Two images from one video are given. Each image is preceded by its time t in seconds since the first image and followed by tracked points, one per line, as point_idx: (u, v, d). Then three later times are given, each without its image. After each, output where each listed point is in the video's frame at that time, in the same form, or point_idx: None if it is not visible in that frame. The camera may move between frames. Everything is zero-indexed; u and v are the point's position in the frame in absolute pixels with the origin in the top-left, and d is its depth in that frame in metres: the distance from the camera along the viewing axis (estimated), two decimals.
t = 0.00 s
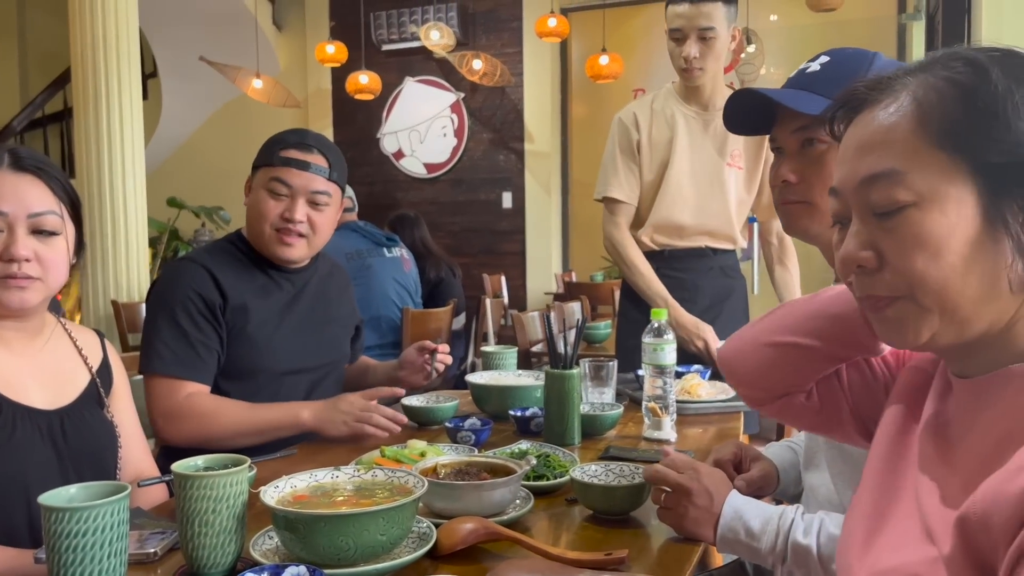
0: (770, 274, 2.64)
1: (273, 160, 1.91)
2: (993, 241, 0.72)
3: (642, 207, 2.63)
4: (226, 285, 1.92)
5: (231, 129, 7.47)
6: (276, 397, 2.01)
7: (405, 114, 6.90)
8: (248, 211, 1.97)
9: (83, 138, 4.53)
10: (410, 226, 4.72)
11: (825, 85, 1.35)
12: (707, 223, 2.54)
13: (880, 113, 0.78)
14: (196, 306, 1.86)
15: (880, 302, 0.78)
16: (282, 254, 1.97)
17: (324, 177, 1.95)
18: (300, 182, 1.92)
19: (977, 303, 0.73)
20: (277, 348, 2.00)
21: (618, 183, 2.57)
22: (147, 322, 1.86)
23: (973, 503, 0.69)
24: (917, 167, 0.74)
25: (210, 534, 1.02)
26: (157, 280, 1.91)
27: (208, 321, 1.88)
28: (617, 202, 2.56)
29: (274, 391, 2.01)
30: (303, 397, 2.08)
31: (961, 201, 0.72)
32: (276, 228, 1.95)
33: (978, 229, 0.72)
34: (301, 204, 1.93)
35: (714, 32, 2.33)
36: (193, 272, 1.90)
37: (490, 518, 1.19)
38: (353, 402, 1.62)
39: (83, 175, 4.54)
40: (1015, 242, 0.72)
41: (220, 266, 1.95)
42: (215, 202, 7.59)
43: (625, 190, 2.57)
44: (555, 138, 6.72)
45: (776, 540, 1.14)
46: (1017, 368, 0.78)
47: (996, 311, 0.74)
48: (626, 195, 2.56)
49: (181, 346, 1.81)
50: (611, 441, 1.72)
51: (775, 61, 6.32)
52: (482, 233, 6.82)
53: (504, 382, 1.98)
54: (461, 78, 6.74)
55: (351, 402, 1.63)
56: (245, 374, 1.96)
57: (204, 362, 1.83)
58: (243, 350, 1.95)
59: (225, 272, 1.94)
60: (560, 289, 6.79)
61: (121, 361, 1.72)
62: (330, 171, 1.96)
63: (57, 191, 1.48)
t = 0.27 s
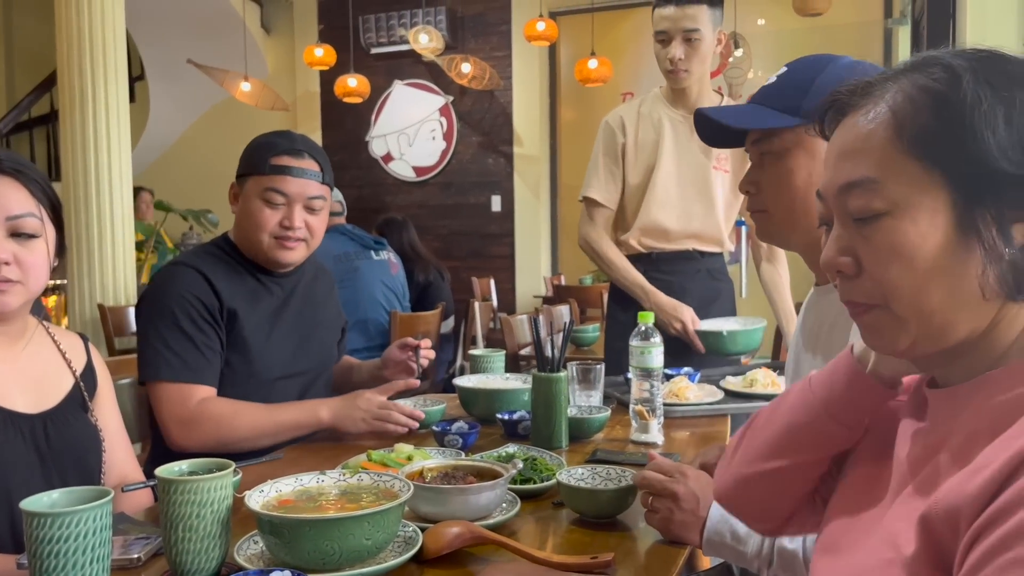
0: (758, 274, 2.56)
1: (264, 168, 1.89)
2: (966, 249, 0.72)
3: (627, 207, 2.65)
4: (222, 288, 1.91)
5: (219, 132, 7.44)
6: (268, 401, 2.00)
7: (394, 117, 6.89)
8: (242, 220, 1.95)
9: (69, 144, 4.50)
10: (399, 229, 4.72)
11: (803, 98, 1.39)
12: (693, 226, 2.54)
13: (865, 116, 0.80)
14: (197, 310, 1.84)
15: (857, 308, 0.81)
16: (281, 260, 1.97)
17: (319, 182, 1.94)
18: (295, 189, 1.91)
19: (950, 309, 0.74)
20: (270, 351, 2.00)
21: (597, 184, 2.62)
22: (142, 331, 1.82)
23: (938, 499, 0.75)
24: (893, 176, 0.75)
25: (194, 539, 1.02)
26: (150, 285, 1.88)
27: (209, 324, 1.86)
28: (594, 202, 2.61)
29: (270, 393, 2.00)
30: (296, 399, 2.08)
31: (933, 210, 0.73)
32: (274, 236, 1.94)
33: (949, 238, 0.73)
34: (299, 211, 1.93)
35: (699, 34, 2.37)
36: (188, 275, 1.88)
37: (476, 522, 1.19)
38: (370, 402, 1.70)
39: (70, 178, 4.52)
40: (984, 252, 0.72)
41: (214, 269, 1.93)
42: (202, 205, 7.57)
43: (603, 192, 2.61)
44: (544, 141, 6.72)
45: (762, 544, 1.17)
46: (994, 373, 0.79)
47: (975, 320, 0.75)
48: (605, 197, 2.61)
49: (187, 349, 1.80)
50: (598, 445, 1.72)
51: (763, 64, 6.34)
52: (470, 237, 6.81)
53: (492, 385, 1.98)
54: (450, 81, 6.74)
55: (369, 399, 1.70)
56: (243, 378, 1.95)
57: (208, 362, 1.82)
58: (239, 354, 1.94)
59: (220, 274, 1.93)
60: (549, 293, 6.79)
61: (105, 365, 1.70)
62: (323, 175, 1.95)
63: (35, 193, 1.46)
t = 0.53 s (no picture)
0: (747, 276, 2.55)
1: (257, 171, 1.87)
2: (934, 255, 0.74)
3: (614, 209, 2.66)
4: (214, 292, 1.90)
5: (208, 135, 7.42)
6: (259, 404, 2.00)
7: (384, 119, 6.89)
8: (234, 223, 1.94)
9: (57, 147, 4.47)
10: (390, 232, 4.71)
11: (781, 104, 1.38)
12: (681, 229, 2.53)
13: (841, 122, 0.82)
14: (190, 313, 1.83)
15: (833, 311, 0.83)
16: (277, 261, 1.97)
17: (310, 184, 1.94)
18: (289, 193, 1.91)
19: (922, 313, 0.76)
20: (261, 354, 2.00)
21: (576, 183, 2.66)
22: (135, 334, 1.81)
23: (918, 504, 0.76)
24: (867, 182, 0.78)
25: (180, 543, 1.01)
26: (140, 288, 1.87)
27: (203, 327, 1.85)
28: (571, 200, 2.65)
29: (261, 396, 2.00)
30: (285, 402, 2.08)
31: (905, 216, 0.75)
32: (270, 239, 1.94)
33: (924, 241, 0.75)
34: (293, 214, 1.93)
35: (689, 34, 2.38)
36: (179, 278, 1.87)
37: (464, 525, 1.19)
38: (371, 406, 1.68)
39: (57, 181, 4.49)
40: (954, 257, 0.74)
41: (203, 272, 1.92)
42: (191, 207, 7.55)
43: (585, 193, 2.66)
44: (535, 144, 6.72)
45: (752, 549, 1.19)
46: (971, 376, 0.80)
47: (949, 324, 0.77)
48: (586, 198, 2.65)
49: (184, 352, 1.79)
50: (587, 448, 1.72)
51: (752, 68, 6.37)
52: (461, 239, 6.81)
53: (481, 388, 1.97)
54: (440, 84, 6.74)
55: (370, 403, 1.68)
56: (235, 380, 1.94)
57: (205, 364, 1.81)
58: (231, 357, 1.94)
59: (210, 277, 1.92)
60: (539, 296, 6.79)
61: (93, 369, 1.69)
62: (313, 177, 1.95)
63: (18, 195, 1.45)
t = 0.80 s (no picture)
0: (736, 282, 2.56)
1: (246, 176, 1.87)
2: (907, 262, 0.75)
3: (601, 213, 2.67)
4: (199, 299, 1.90)
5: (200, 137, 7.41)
6: (249, 410, 1.99)
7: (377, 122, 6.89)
8: (224, 227, 1.93)
9: (47, 149, 4.45)
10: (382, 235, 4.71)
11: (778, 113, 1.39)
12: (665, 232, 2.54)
13: (822, 126, 0.83)
14: (174, 322, 1.83)
15: (811, 313, 0.84)
16: (268, 265, 1.97)
17: (299, 187, 1.94)
18: (279, 196, 1.91)
19: (900, 320, 0.77)
20: (251, 360, 1.99)
21: (563, 186, 2.69)
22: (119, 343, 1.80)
23: (902, 512, 0.76)
24: (842, 186, 0.78)
25: (169, 548, 1.01)
26: (125, 297, 1.86)
27: (188, 336, 1.85)
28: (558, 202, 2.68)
29: (251, 402, 1.99)
30: (274, 408, 2.07)
31: (879, 222, 0.76)
32: (261, 243, 1.93)
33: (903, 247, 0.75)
34: (284, 216, 1.93)
35: (679, 35, 2.38)
36: (164, 286, 1.86)
37: (455, 529, 1.18)
38: (349, 411, 1.71)
39: (47, 182, 4.48)
40: (924, 266, 0.75)
41: (189, 279, 1.91)
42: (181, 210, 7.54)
43: (571, 195, 2.69)
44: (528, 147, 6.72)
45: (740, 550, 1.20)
46: (955, 383, 0.81)
47: (926, 330, 0.78)
48: (571, 200, 2.67)
49: (166, 362, 1.78)
50: (578, 451, 1.72)
51: (744, 71, 6.38)
52: (454, 242, 6.81)
53: (473, 392, 1.97)
54: (433, 87, 6.74)
55: (347, 408, 1.72)
56: (223, 387, 1.94)
57: (187, 375, 1.81)
58: (219, 365, 1.93)
59: (196, 284, 1.91)
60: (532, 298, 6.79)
61: (83, 373, 1.68)
62: (302, 179, 1.95)
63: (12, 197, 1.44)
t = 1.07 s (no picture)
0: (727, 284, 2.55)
1: (233, 180, 1.87)
2: (898, 272, 0.75)
3: (584, 220, 2.65)
4: (172, 309, 1.89)
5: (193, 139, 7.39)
6: (232, 416, 1.99)
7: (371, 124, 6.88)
8: (212, 232, 1.92)
9: (39, 150, 4.44)
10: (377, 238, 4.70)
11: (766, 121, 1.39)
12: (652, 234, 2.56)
13: (809, 134, 0.83)
14: (139, 336, 1.82)
15: (807, 319, 0.85)
16: (256, 270, 1.96)
17: (287, 189, 1.93)
18: (268, 199, 1.90)
19: (884, 326, 0.78)
20: (231, 367, 1.97)
21: (546, 189, 2.65)
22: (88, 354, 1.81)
23: (902, 521, 0.76)
24: (825, 196, 0.79)
25: (161, 552, 1.00)
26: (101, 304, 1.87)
27: (153, 349, 1.84)
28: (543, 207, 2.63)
29: (231, 408, 1.98)
30: (261, 413, 2.06)
31: (867, 233, 0.76)
32: (249, 247, 1.93)
33: (888, 257, 0.76)
34: (272, 220, 1.92)
35: (660, 37, 2.38)
36: (138, 296, 1.86)
37: (449, 532, 1.18)
38: (285, 425, 1.65)
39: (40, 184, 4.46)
40: (912, 274, 0.75)
41: (165, 287, 1.90)
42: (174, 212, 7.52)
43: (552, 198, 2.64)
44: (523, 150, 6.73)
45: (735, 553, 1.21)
46: (953, 391, 0.82)
47: (914, 336, 0.79)
48: (555, 203, 2.63)
49: (126, 377, 1.78)
50: (572, 453, 1.72)
51: (738, 75, 6.39)
52: (448, 245, 6.81)
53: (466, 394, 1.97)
54: (427, 89, 6.75)
55: (285, 422, 1.65)
56: (199, 395, 1.94)
57: (145, 393, 1.80)
58: (196, 373, 1.92)
59: (171, 293, 1.90)
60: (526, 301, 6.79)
61: (74, 375, 1.68)
62: (291, 182, 1.94)
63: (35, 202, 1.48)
